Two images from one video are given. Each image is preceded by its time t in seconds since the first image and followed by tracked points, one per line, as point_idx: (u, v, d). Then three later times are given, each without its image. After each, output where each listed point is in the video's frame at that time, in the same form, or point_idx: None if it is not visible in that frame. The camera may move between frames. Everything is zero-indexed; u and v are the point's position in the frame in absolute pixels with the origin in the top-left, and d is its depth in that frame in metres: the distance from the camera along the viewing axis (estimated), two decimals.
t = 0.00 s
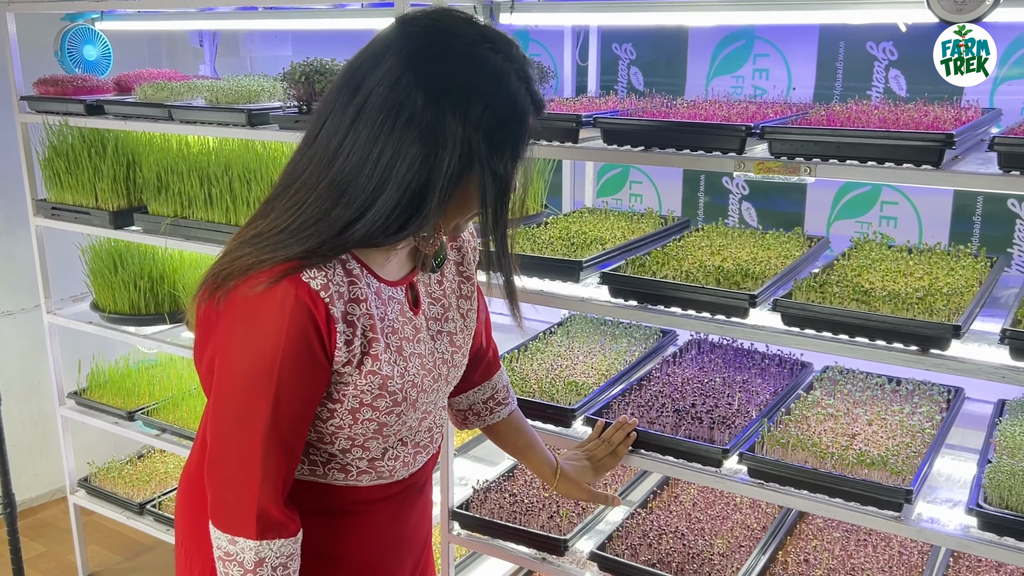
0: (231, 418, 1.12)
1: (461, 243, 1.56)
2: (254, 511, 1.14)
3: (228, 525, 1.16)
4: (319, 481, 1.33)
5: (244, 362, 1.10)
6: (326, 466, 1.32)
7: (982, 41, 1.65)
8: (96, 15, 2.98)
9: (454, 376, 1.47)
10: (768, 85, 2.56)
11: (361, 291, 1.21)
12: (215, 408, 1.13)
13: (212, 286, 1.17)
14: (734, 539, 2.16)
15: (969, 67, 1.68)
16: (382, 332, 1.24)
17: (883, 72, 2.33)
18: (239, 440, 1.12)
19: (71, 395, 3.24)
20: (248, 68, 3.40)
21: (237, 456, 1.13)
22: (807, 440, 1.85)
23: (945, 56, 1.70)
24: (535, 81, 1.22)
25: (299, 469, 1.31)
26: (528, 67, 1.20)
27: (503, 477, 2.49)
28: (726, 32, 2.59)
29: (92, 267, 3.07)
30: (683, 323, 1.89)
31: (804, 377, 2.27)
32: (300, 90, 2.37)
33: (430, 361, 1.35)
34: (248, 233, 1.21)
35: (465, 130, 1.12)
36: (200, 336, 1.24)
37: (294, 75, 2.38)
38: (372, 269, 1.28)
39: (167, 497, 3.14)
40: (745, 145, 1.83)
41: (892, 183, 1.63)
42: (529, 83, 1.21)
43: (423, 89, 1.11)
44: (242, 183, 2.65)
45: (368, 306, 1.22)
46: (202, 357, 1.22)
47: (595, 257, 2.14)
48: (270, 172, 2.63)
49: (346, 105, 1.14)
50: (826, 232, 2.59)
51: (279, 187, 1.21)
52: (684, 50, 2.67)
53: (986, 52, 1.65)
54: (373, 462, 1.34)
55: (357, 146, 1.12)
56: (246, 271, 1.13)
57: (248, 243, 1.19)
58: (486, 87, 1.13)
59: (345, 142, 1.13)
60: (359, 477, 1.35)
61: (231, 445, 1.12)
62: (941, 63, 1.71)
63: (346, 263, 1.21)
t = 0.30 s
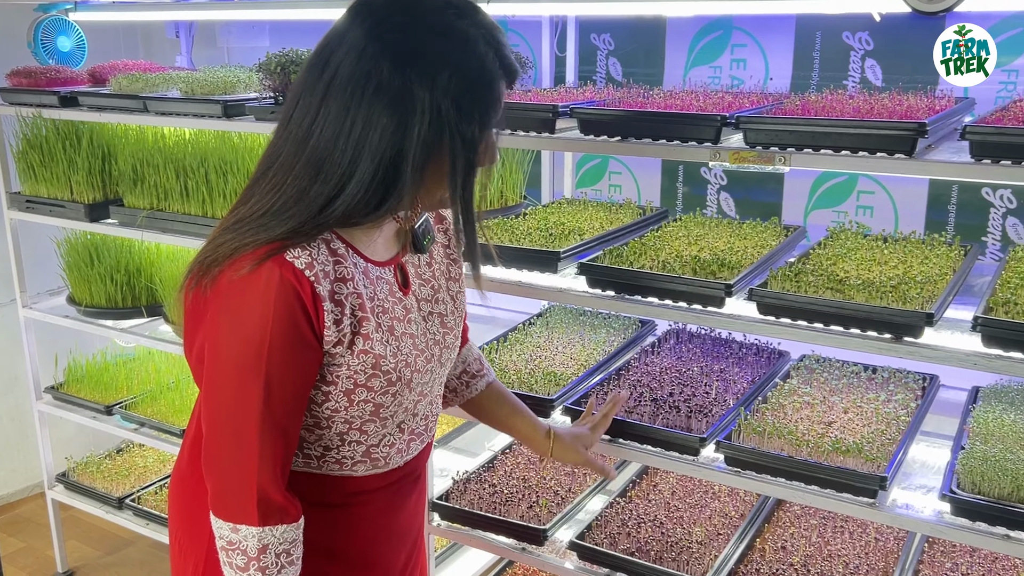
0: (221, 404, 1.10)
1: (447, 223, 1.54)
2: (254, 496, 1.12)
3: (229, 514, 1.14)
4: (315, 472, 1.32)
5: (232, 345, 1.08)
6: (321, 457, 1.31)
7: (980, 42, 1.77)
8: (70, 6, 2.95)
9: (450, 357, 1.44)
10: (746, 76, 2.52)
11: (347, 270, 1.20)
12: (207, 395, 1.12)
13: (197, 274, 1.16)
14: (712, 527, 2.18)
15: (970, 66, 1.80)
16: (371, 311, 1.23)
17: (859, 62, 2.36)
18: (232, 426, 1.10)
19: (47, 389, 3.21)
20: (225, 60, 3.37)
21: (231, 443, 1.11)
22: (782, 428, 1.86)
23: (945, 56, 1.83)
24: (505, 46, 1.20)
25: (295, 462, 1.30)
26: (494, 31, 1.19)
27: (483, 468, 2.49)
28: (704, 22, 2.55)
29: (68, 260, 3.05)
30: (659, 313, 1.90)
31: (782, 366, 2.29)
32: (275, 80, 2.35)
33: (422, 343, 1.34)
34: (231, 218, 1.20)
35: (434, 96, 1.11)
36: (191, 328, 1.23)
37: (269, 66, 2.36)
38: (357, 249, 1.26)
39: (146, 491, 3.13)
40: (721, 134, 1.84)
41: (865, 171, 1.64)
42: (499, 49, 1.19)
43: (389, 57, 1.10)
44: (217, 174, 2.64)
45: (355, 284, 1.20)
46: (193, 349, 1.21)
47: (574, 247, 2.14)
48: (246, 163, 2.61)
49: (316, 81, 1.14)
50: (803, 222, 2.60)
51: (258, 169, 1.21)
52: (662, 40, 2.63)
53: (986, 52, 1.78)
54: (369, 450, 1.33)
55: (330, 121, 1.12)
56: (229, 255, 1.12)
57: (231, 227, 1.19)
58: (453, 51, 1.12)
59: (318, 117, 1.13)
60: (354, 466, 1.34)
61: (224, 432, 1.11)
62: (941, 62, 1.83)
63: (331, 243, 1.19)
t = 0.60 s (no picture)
0: (204, 376, 1.06)
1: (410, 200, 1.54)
2: (255, 465, 1.08)
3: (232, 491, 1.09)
4: (309, 449, 1.27)
5: (209, 311, 1.04)
6: (313, 431, 1.26)
7: (981, 43, 2.00)
8: None
9: (429, 324, 1.42)
10: (720, 66, 2.51)
11: (313, 227, 1.18)
12: (190, 370, 1.08)
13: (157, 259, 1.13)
14: (688, 516, 2.19)
15: (968, 65, 2.03)
16: (344, 266, 1.21)
17: (832, 52, 2.33)
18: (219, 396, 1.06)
19: (20, 385, 3.18)
20: (197, 51, 3.34)
21: (224, 415, 1.06)
22: (756, 417, 1.88)
23: (947, 56, 2.04)
24: None
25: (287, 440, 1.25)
26: None
27: (460, 460, 2.49)
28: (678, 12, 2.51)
29: (39, 255, 3.01)
30: (634, 303, 1.90)
31: (756, 355, 2.30)
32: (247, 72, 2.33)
33: (399, 303, 1.31)
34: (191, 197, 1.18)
35: (359, 52, 1.07)
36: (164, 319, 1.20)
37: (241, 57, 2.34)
38: (321, 210, 1.24)
39: (121, 487, 3.11)
40: (693, 124, 1.85)
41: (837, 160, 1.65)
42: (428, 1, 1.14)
43: (311, 15, 1.07)
44: (190, 167, 2.63)
45: (322, 239, 1.18)
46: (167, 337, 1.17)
47: (549, 238, 2.14)
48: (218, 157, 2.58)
49: (248, 46, 1.12)
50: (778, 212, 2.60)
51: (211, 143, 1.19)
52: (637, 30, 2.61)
53: (986, 52, 2.01)
54: (362, 417, 1.28)
55: (263, 86, 1.09)
56: (182, 228, 1.09)
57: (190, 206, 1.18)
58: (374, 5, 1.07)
59: (253, 83, 1.11)
60: (349, 436, 1.29)
61: (209, 405, 1.06)
62: (944, 60, 2.04)
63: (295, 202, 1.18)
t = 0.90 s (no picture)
0: (163, 368, 1.04)
1: (379, 185, 1.53)
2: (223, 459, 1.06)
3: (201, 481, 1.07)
4: (292, 438, 1.27)
5: (164, 300, 1.03)
6: (295, 420, 1.25)
7: (981, 41, 1.61)
8: None
9: (407, 308, 1.40)
10: (695, 60, 2.52)
11: (273, 210, 1.15)
12: (150, 363, 1.07)
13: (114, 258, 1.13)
14: (665, 508, 2.20)
15: (969, 67, 1.64)
16: (308, 248, 1.18)
17: (805, 46, 2.34)
18: (179, 386, 1.04)
19: None
20: (171, 46, 3.30)
21: (187, 404, 1.04)
22: (732, 409, 1.89)
23: (945, 56, 1.66)
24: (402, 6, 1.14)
25: (267, 431, 1.24)
26: None
27: (438, 455, 2.49)
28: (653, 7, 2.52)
29: (11, 252, 2.97)
30: (610, 297, 1.91)
31: (732, 348, 2.32)
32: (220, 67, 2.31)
33: (372, 285, 1.30)
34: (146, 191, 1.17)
35: (320, 52, 1.06)
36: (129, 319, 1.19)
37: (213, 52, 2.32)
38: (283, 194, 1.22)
39: (96, 486, 3.08)
40: (668, 118, 1.85)
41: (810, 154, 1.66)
42: (394, 5, 1.13)
43: (273, 10, 1.07)
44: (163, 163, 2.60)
45: (283, 221, 1.16)
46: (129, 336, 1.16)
47: (525, 233, 2.14)
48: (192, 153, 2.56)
49: (205, 37, 1.10)
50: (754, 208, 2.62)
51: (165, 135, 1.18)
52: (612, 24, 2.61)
53: (985, 52, 1.61)
54: (343, 403, 1.28)
55: (216, 79, 1.08)
56: (133, 223, 1.08)
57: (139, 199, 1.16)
58: (339, 7, 1.07)
59: (205, 75, 1.09)
60: (332, 423, 1.28)
61: (171, 397, 1.05)
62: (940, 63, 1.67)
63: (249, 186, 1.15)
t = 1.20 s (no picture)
0: (158, 397, 1.05)
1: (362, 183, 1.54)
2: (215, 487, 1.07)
3: (189, 521, 1.09)
4: (298, 462, 1.28)
5: (160, 329, 1.04)
6: (301, 442, 1.26)
7: (982, 41, 1.65)
8: None
9: (405, 313, 1.42)
10: (670, 58, 2.53)
11: (270, 230, 1.15)
12: (144, 389, 1.08)
13: (107, 273, 1.13)
14: (643, 503, 2.21)
15: (969, 66, 1.67)
16: (308, 267, 1.19)
17: (779, 44, 2.35)
18: (173, 417, 1.05)
19: None
20: (143, 44, 3.27)
21: (180, 439, 1.06)
22: (708, 404, 1.90)
23: (944, 56, 1.69)
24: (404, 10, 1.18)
25: (272, 454, 1.26)
26: None
27: (417, 453, 2.49)
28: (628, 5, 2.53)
29: None
30: (587, 294, 1.92)
31: (708, 344, 2.34)
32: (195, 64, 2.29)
33: (371, 297, 1.31)
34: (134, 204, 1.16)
35: (332, 59, 1.08)
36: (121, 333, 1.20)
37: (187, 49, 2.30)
38: (280, 212, 1.22)
39: (70, 487, 3.05)
40: (644, 116, 1.86)
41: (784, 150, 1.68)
42: (400, 12, 1.17)
43: (283, 15, 1.07)
44: (137, 162, 2.57)
45: (282, 242, 1.16)
46: (123, 354, 1.17)
47: (502, 230, 2.14)
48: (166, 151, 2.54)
49: (204, 39, 1.09)
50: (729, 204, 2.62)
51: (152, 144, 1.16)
52: (587, 22, 2.62)
53: (986, 53, 1.64)
54: (350, 421, 1.30)
55: (220, 84, 1.07)
56: (129, 241, 1.08)
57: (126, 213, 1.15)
58: (350, 14, 1.10)
59: (203, 81, 1.08)
60: (340, 442, 1.30)
61: (165, 427, 1.06)
62: (939, 62, 1.70)
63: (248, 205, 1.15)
